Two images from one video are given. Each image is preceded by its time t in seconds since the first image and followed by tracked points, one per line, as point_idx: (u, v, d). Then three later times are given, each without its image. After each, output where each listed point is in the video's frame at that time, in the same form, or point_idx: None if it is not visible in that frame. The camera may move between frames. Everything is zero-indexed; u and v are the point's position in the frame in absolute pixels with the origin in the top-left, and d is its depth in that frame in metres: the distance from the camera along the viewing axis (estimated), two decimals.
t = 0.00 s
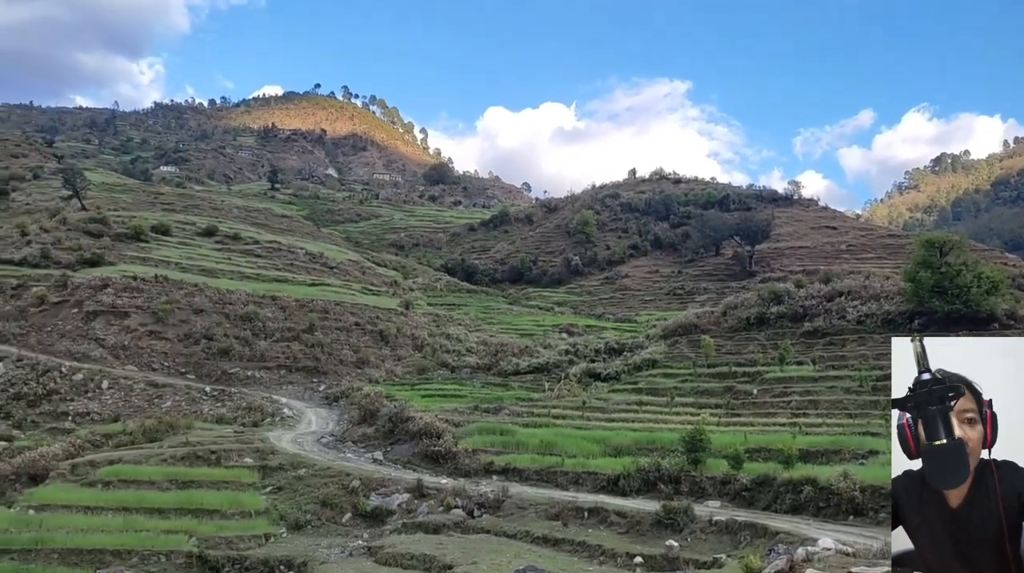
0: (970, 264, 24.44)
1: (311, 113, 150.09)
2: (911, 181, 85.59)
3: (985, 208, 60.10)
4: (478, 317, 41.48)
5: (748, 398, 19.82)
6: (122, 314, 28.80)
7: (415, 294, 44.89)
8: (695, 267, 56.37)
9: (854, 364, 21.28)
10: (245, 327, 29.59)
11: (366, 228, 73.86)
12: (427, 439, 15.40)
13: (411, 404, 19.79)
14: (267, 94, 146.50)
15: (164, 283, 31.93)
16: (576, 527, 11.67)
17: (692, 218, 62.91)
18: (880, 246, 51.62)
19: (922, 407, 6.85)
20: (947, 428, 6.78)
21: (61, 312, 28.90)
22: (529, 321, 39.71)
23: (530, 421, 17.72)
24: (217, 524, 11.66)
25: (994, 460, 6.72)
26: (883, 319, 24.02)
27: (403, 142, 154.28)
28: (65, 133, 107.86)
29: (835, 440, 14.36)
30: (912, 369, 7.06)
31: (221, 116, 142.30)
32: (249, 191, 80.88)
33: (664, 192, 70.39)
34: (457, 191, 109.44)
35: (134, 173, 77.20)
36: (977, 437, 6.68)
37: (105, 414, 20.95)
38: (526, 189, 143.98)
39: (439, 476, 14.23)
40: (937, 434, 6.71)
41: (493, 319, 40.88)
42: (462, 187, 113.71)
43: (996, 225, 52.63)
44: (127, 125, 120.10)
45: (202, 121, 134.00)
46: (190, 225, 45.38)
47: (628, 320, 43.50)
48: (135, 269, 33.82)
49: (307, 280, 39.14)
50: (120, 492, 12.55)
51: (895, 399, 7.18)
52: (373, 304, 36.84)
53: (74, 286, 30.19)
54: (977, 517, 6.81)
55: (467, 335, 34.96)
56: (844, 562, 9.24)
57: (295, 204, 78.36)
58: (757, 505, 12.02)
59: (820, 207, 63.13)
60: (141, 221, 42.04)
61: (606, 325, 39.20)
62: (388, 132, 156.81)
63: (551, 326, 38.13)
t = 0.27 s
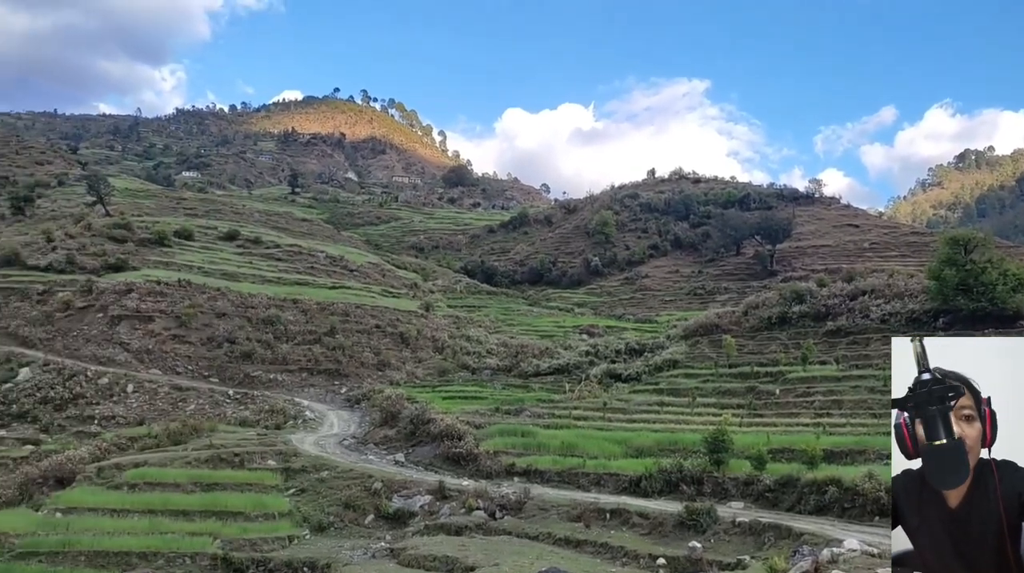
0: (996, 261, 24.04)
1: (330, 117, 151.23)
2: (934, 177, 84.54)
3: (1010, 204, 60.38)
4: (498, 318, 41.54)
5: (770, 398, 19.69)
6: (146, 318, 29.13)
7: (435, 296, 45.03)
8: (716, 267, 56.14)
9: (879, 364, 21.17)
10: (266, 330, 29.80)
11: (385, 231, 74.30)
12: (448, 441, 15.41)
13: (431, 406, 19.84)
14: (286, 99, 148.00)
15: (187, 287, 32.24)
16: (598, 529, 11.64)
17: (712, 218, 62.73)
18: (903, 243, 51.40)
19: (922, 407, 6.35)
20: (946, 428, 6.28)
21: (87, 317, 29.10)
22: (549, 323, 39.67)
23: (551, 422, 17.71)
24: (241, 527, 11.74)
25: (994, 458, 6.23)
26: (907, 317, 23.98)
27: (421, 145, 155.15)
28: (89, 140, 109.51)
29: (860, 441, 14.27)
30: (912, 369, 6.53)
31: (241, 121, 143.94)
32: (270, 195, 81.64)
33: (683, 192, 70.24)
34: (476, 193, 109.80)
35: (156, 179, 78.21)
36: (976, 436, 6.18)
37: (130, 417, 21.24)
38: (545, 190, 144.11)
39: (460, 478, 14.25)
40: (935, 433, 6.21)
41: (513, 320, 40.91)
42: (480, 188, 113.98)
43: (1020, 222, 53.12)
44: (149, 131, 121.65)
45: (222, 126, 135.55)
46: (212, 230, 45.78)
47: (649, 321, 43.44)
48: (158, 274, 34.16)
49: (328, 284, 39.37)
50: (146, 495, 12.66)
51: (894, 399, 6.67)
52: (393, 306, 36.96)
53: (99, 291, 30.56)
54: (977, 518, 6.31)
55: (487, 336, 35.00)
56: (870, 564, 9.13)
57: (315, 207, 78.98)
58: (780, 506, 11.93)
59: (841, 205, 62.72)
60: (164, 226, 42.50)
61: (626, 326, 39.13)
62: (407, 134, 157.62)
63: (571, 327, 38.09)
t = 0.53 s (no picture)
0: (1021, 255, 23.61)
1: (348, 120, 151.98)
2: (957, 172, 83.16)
3: None
4: (517, 318, 41.58)
5: (792, 397, 19.56)
6: (169, 320, 29.40)
7: (454, 297, 45.13)
8: (736, 266, 55.98)
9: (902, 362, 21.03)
10: (287, 332, 29.95)
11: (404, 232, 74.66)
12: (468, 441, 15.44)
13: (450, 406, 19.88)
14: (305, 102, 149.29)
15: (209, 290, 32.48)
16: (619, 529, 11.61)
17: (731, 216, 62.51)
18: (926, 240, 50.91)
19: (922, 407, 6.04)
20: (947, 427, 5.95)
21: (110, 321, 29.62)
22: (568, 323, 39.62)
23: (571, 422, 17.69)
24: (264, 528, 11.80)
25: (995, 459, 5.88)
26: (930, 315, 23.89)
27: (439, 146, 155.77)
28: (111, 146, 111.03)
29: (883, 440, 14.18)
30: (912, 369, 6.22)
31: (261, 125, 145.40)
32: (290, 197, 82.34)
33: (702, 191, 70.03)
34: (494, 193, 110.04)
35: (178, 184, 79.15)
36: (976, 436, 5.84)
37: (154, 420, 21.50)
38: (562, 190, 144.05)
39: (481, 478, 14.27)
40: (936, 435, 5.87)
41: (532, 320, 40.92)
42: (498, 189, 114.08)
43: None
44: (170, 135, 123.14)
45: (242, 130, 137.01)
46: (233, 233, 46.13)
47: (669, 320, 43.32)
48: (180, 277, 34.47)
49: (347, 285, 39.56)
50: (169, 496, 12.76)
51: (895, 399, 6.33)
52: (413, 308, 37.05)
53: (122, 294, 30.88)
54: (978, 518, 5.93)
55: (506, 337, 35.00)
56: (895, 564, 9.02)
57: (335, 209, 79.48)
58: (803, 506, 11.84)
59: (863, 202, 62.19)
60: (186, 230, 42.90)
61: (646, 325, 39.01)
62: (425, 136, 158.32)
63: (591, 327, 38.04)
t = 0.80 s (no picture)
0: None
1: (368, 120, 152.73)
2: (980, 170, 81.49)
3: None
4: (537, 319, 41.66)
5: (813, 397, 19.41)
6: (191, 321, 29.67)
7: (473, 297, 45.22)
8: (756, 265, 55.86)
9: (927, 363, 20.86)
10: (307, 332, 30.13)
11: (423, 232, 74.90)
12: (487, 441, 15.46)
13: (469, 406, 19.91)
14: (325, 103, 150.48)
15: (230, 290, 32.76)
16: (639, 529, 11.59)
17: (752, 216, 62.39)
18: (950, 239, 50.36)
19: (922, 407, 7.31)
20: (947, 427, 7.20)
21: (133, 320, 29.94)
22: (588, 323, 39.57)
23: (590, 423, 17.66)
24: (285, 526, 11.88)
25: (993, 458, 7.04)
26: (954, 315, 23.48)
27: (458, 146, 156.10)
28: (133, 147, 112.39)
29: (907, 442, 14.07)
30: (913, 369, 7.48)
31: (281, 126, 146.77)
32: (309, 198, 82.86)
33: (722, 190, 69.80)
34: (512, 193, 110.03)
35: (199, 185, 79.90)
36: (974, 434, 7.04)
37: (177, 419, 21.73)
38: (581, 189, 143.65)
39: (500, 478, 14.27)
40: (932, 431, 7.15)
41: (551, 321, 40.92)
42: (516, 189, 114.04)
43: None
44: (191, 136, 124.45)
45: (262, 131, 138.26)
46: (254, 233, 46.46)
47: (688, 320, 43.19)
48: (202, 277, 34.81)
49: (367, 285, 39.74)
50: (192, 494, 12.90)
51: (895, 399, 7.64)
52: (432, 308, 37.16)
53: (145, 295, 31.22)
54: (976, 517, 7.16)
55: (525, 337, 35.05)
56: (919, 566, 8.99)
57: (354, 210, 79.84)
58: (825, 508, 11.76)
59: (885, 201, 61.61)
60: (208, 230, 43.29)
61: (665, 325, 38.90)
62: (444, 136, 158.72)
63: (610, 327, 37.99)
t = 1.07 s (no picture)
0: None
1: (387, 125, 153.73)
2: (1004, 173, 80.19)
3: None
4: (554, 323, 41.67)
5: (834, 403, 19.27)
6: (211, 325, 29.90)
7: (491, 302, 45.28)
8: (776, 270, 55.73)
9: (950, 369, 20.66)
10: (326, 336, 30.29)
11: (440, 237, 75.20)
12: (505, 445, 15.45)
13: (488, 411, 19.95)
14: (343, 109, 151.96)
15: (249, 295, 32.99)
16: (657, 535, 11.53)
17: (770, 220, 62.23)
18: (972, 243, 49.86)
19: (923, 407, 7.76)
20: (947, 428, 7.67)
21: (154, 324, 30.22)
22: (605, 327, 39.51)
23: (608, 427, 17.62)
24: (304, 530, 11.91)
25: (989, 458, 7.61)
26: (977, 319, 22.96)
27: (476, 151, 156.73)
28: (153, 154, 113.86)
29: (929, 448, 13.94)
30: (913, 369, 7.97)
31: (299, 132, 148.31)
32: (328, 203, 83.41)
33: (740, 194, 69.64)
34: (530, 198, 110.18)
35: (219, 190, 80.68)
36: (970, 435, 7.55)
37: (197, 422, 21.96)
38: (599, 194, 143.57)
39: (518, 483, 14.25)
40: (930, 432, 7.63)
41: (568, 325, 40.92)
42: (534, 194, 114.18)
43: None
44: (211, 142, 125.97)
45: (281, 137, 139.67)
46: (272, 238, 46.75)
47: (706, 324, 43.04)
48: (221, 282, 35.08)
49: (385, 290, 39.90)
50: (212, 497, 12.98)
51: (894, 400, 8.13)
52: (449, 312, 37.26)
53: (166, 299, 31.49)
54: (973, 517, 7.73)
55: (543, 341, 35.07)
56: None
57: (371, 214, 80.34)
58: (846, 514, 11.66)
59: (906, 205, 61.07)
60: (227, 235, 43.64)
61: (683, 330, 38.81)
62: (462, 141, 159.39)
63: (627, 331, 37.92)
